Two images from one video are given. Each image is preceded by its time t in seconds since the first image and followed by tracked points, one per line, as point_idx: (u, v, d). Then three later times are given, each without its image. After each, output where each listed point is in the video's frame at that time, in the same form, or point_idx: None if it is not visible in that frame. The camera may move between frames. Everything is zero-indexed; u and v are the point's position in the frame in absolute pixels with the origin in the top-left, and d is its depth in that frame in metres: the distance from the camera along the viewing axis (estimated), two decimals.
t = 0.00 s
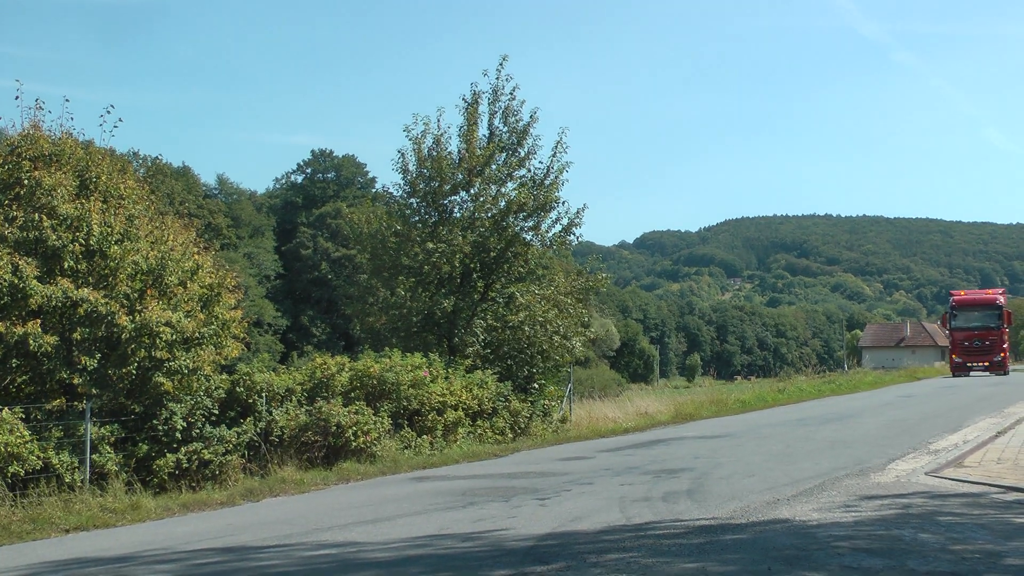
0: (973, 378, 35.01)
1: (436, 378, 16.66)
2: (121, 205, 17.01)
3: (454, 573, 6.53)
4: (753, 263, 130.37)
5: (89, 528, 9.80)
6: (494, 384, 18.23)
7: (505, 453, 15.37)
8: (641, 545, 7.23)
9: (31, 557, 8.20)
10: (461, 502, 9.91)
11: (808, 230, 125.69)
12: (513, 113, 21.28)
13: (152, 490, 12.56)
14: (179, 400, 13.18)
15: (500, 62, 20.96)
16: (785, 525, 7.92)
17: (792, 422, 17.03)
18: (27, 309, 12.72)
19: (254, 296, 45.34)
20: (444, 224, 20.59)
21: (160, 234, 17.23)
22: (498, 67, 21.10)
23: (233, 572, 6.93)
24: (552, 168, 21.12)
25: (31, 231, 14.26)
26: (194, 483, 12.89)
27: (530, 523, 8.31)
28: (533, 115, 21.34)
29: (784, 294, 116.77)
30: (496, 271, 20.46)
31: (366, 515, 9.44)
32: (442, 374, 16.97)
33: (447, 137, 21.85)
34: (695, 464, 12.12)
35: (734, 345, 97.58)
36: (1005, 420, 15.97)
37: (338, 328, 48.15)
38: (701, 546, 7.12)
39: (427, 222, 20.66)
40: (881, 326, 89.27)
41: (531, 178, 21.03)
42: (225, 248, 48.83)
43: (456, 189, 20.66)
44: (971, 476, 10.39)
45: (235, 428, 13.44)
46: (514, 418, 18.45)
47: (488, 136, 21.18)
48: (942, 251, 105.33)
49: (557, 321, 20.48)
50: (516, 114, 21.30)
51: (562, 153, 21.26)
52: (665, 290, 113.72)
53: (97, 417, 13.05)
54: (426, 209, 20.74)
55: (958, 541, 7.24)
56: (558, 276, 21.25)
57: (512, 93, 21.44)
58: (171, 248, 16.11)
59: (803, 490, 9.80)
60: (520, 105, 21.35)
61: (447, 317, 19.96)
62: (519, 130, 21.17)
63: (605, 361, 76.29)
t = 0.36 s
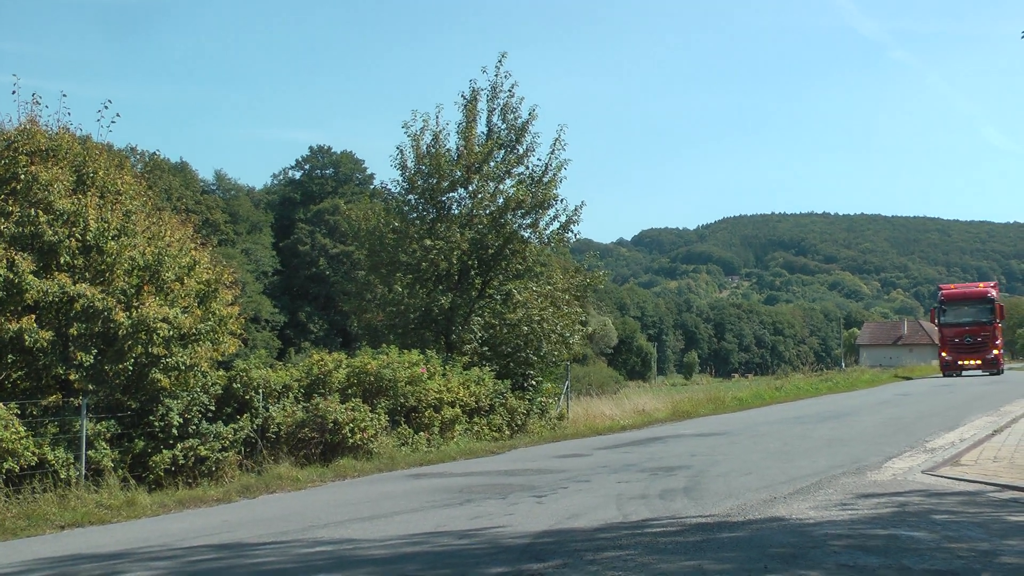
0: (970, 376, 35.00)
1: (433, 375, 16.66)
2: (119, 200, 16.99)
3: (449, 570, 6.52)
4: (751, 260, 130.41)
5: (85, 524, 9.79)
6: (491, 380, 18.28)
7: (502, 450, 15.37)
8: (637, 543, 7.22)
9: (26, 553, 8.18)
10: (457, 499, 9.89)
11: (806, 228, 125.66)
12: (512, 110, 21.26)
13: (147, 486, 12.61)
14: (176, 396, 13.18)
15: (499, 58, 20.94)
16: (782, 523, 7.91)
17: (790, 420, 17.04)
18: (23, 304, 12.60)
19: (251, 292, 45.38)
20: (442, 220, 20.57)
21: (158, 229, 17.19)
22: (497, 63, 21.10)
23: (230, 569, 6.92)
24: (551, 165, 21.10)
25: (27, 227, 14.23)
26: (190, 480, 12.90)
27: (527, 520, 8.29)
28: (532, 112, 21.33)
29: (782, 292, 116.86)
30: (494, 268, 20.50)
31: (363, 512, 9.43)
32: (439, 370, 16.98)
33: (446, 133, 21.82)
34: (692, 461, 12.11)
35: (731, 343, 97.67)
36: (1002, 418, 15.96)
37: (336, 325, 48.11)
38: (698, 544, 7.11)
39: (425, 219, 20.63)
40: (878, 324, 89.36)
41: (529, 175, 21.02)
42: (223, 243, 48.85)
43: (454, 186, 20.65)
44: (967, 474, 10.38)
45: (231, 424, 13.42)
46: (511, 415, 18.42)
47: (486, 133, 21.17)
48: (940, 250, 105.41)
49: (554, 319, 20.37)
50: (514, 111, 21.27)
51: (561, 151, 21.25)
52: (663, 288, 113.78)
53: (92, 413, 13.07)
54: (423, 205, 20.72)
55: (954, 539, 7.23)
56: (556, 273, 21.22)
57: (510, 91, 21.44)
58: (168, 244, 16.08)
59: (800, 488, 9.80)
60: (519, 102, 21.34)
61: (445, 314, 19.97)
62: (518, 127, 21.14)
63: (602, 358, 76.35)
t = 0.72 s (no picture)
0: (953, 377, 35.19)
1: (418, 373, 16.61)
2: (103, 194, 16.86)
3: (431, 568, 6.47)
4: (738, 260, 130.79)
5: (66, 521, 9.70)
6: (476, 378, 18.25)
7: (487, 448, 15.33)
8: (620, 542, 7.19)
9: (5, 550, 8.09)
10: (440, 497, 9.84)
11: (793, 227, 126.09)
12: (500, 108, 21.20)
13: (130, 483, 12.50)
14: (160, 392, 13.12)
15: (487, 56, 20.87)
16: (764, 522, 7.90)
17: (775, 419, 17.07)
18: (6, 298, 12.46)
19: (237, 288, 45.24)
20: (428, 218, 20.50)
21: (143, 225, 17.04)
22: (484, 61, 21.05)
23: (211, 566, 6.85)
24: (539, 163, 21.06)
25: (10, 222, 14.19)
26: (173, 477, 12.76)
27: (510, 518, 8.25)
28: (519, 110, 21.29)
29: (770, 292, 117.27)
30: (480, 266, 20.45)
31: (347, 509, 9.35)
32: (424, 368, 16.93)
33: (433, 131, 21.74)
34: (677, 460, 12.11)
35: (717, 342, 97.96)
36: (986, 419, 16.02)
37: (322, 321, 47.81)
38: (681, 543, 7.09)
39: (411, 216, 20.55)
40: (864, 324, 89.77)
41: (516, 173, 20.97)
42: (208, 239, 48.67)
43: (441, 183, 20.58)
44: (950, 475, 10.41)
45: (215, 421, 13.34)
46: (496, 413, 18.37)
47: (473, 131, 21.13)
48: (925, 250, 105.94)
49: (540, 316, 20.37)
50: (502, 109, 21.22)
51: (548, 149, 21.22)
52: (649, 286, 113.96)
53: (75, 408, 13.03)
54: (410, 202, 20.64)
55: (936, 539, 7.24)
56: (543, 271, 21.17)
57: (499, 88, 21.40)
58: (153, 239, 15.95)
59: (784, 487, 9.80)
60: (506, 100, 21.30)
61: (431, 311, 19.90)
62: (505, 125, 21.09)
63: (589, 356, 76.44)
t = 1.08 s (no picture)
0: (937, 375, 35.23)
1: (404, 372, 16.50)
2: (87, 194, 16.69)
3: (418, 568, 6.40)
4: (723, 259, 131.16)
5: (51, 522, 9.56)
6: (462, 377, 18.15)
7: (473, 447, 15.25)
8: (607, 540, 7.14)
9: None
10: (426, 496, 9.77)
11: (778, 226, 126.50)
12: (484, 107, 21.14)
13: (115, 483, 12.37)
14: (144, 393, 12.90)
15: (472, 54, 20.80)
16: (751, 521, 7.87)
17: (762, 418, 17.06)
18: None
19: (221, 288, 45.03)
20: (413, 217, 20.39)
21: (127, 225, 16.89)
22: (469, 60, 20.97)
23: (197, 566, 6.76)
24: (523, 162, 21.02)
25: None
26: (158, 477, 12.62)
27: (497, 517, 8.19)
28: (504, 109, 21.24)
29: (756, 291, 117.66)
30: (466, 265, 20.33)
31: (333, 509, 9.27)
32: (410, 367, 16.84)
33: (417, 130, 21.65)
34: (663, 459, 12.08)
35: (703, 340, 98.21)
36: (972, 416, 16.06)
37: (307, 321, 47.46)
38: (667, 542, 7.05)
39: (396, 215, 20.44)
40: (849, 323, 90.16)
41: (501, 172, 20.91)
42: (192, 239, 48.38)
43: (426, 182, 20.50)
44: (936, 472, 10.42)
45: (200, 421, 13.19)
46: (482, 412, 18.28)
47: (458, 129, 21.06)
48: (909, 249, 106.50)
49: (526, 315, 20.29)
50: (487, 107, 21.16)
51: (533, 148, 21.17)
52: (635, 285, 114.12)
53: (59, 409, 12.77)
54: (395, 202, 20.55)
55: (922, 537, 7.22)
56: (528, 270, 21.10)
57: (483, 87, 21.35)
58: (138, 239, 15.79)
59: (770, 486, 9.78)
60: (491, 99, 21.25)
61: (416, 311, 19.84)
62: (490, 123, 21.04)
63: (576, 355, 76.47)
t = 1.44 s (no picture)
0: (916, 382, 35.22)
1: (381, 376, 16.17)
2: (60, 194, 16.23)
3: None
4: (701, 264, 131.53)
5: (20, 527, 9.20)
6: (440, 382, 17.86)
7: (450, 453, 14.96)
8: (586, 548, 6.89)
9: None
10: (402, 503, 9.47)
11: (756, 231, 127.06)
12: (462, 107, 20.87)
13: (87, 488, 12.04)
14: (118, 396, 12.59)
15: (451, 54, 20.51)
16: (732, 528, 7.65)
17: (742, 423, 16.89)
18: None
19: (195, 290, 44.41)
20: (391, 219, 20.10)
21: (100, 225, 16.44)
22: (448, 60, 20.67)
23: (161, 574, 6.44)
24: (502, 163, 20.74)
25: None
26: (131, 482, 12.22)
27: (474, 524, 7.92)
28: (483, 111, 20.98)
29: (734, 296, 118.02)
30: (444, 268, 20.12)
31: (307, 515, 8.97)
32: (386, 371, 16.52)
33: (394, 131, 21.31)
34: (643, 465, 11.85)
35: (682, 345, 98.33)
36: (954, 423, 15.93)
37: (282, 324, 46.73)
38: (648, 549, 6.81)
39: (373, 218, 20.13)
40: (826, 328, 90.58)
41: (479, 173, 20.65)
42: (166, 240, 47.73)
43: (403, 183, 20.20)
44: (919, 480, 10.25)
45: (174, 425, 12.87)
46: (460, 417, 17.97)
47: (436, 130, 20.76)
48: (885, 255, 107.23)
49: (504, 319, 20.03)
50: (465, 108, 20.89)
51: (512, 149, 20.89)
52: (614, 289, 114.14)
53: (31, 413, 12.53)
54: (372, 204, 20.22)
55: (906, 546, 7.02)
56: (507, 273, 20.82)
57: (462, 88, 21.07)
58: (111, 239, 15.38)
59: (752, 493, 9.58)
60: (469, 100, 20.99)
61: (393, 314, 19.57)
62: (469, 125, 20.77)
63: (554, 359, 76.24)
